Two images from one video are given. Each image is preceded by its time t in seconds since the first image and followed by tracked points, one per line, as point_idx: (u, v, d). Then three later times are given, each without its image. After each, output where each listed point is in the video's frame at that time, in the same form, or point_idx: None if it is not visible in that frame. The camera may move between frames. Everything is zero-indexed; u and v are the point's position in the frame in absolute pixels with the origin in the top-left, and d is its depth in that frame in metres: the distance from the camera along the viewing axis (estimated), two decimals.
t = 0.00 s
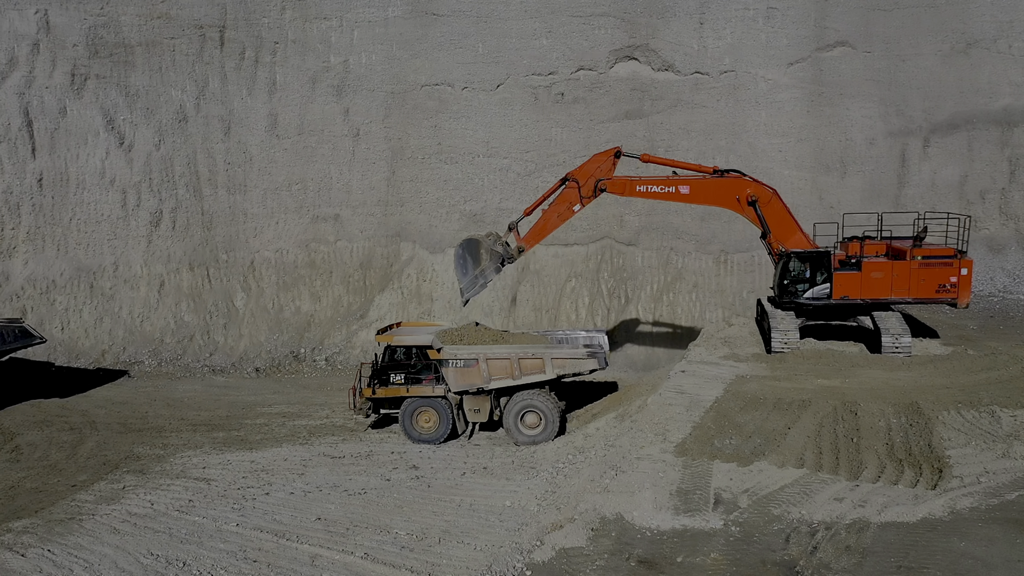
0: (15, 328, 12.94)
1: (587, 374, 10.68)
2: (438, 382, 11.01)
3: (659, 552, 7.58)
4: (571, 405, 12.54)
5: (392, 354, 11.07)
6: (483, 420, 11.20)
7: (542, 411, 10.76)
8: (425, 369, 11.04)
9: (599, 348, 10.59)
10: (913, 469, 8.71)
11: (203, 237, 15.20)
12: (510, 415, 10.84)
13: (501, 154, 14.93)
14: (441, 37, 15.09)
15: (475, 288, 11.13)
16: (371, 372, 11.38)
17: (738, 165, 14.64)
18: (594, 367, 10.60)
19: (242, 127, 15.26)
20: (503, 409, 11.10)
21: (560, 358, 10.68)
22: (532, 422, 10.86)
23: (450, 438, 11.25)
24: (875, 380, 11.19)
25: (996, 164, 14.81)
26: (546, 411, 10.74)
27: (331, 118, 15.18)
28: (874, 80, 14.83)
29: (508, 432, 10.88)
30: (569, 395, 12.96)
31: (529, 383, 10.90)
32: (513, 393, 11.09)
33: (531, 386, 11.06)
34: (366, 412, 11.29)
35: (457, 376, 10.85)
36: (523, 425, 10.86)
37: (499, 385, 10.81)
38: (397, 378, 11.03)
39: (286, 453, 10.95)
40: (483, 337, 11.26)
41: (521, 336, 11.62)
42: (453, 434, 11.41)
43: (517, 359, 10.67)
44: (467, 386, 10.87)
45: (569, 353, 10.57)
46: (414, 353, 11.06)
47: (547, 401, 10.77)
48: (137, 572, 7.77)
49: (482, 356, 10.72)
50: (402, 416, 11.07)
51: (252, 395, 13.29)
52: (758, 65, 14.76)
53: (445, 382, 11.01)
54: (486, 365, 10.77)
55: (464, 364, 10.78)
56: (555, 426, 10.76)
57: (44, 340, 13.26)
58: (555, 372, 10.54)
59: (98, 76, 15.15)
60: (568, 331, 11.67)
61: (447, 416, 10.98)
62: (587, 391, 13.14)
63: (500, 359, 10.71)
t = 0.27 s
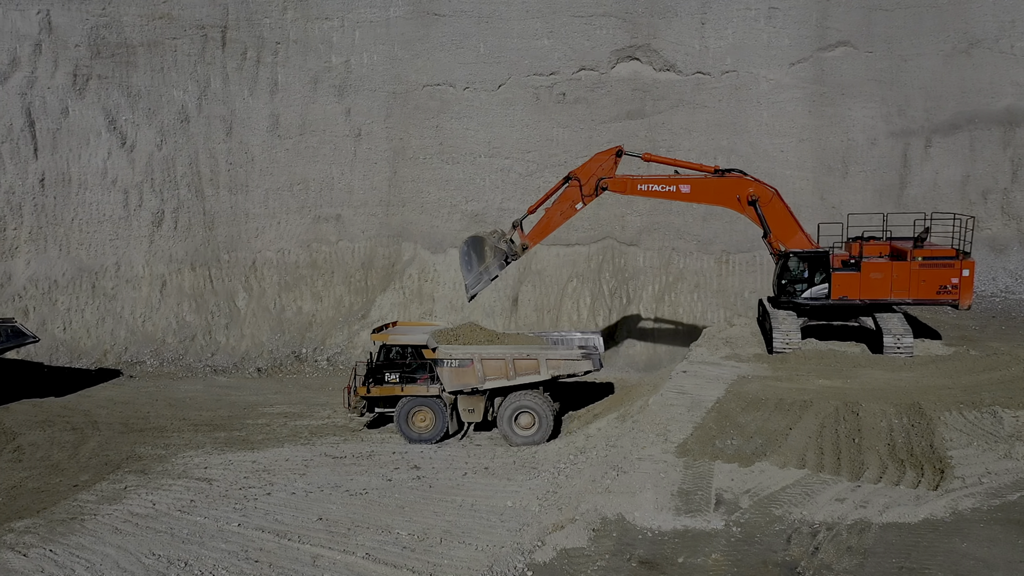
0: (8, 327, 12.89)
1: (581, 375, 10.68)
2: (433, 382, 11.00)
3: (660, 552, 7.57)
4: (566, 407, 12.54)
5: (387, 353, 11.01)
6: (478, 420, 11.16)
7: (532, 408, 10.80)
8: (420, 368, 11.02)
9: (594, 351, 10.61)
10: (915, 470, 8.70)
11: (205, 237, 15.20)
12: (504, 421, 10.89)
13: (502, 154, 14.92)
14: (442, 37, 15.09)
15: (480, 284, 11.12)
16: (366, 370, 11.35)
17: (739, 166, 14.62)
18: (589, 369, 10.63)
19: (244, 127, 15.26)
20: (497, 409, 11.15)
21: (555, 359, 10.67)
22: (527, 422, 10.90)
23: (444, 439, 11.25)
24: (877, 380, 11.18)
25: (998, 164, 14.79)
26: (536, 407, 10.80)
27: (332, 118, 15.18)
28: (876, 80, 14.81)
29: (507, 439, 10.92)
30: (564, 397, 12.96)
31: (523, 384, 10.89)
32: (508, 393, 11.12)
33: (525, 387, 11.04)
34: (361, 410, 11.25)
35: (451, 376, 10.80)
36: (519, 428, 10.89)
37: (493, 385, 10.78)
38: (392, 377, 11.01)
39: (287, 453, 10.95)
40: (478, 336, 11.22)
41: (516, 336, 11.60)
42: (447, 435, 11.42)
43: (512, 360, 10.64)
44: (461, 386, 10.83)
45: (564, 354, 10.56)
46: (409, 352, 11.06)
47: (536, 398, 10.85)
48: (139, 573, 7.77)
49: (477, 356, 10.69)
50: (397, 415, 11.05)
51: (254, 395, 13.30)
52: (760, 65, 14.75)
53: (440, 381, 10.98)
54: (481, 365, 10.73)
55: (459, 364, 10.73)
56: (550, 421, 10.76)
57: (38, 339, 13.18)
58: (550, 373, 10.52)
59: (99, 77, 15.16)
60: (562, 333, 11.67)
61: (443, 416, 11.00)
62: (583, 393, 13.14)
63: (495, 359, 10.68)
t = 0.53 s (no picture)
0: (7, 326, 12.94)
1: (578, 376, 10.65)
2: (431, 381, 11.03)
3: (665, 553, 7.56)
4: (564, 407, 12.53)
5: (385, 353, 11.12)
6: (475, 420, 11.16)
7: (525, 407, 10.79)
8: (418, 368, 11.10)
9: (591, 351, 10.58)
10: (921, 471, 8.67)
11: (211, 237, 15.24)
12: (501, 424, 10.89)
13: (508, 154, 14.92)
14: (448, 37, 15.09)
15: (491, 279, 11.25)
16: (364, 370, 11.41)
17: (745, 165, 14.58)
18: (586, 370, 10.59)
19: (250, 127, 15.30)
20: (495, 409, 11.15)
21: (552, 360, 10.67)
22: (525, 421, 10.90)
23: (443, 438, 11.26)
24: (883, 381, 11.14)
25: (1005, 164, 14.72)
26: (529, 404, 10.79)
27: (338, 118, 15.21)
28: (882, 80, 14.76)
29: (509, 444, 10.93)
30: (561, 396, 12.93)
31: (521, 385, 10.88)
32: (505, 393, 11.12)
33: (522, 387, 11.03)
34: (359, 410, 11.29)
35: (449, 375, 10.81)
36: (518, 430, 10.90)
37: (491, 385, 10.78)
38: (390, 376, 11.07)
39: (293, 453, 10.98)
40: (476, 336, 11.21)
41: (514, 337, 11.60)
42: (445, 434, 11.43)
43: (510, 360, 10.65)
44: (459, 386, 10.83)
45: (561, 355, 10.54)
46: (407, 352, 11.14)
47: (527, 397, 10.86)
48: (145, 572, 7.80)
49: (474, 356, 10.70)
50: (395, 415, 11.06)
51: (260, 395, 13.33)
52: (766, 65, 14.71)
53: (437, 381, 10.99)
54: (478, 365, 10.75)
55: (457, 363, 10.75)
56: (545, 416, 10.75)
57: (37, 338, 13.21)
58: (547, 373, 10.50)
59: (106, 77, 15.21)
60: (560, 334, 11.69)
61: (440, 415, 11.00)
62: (581, 393, 13.13)
63: (492, 359, 10.68)
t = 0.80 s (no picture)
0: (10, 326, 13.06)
1: (578, 376, 10.65)
2: (431, 382, 10.97)
3: (674, 554, 7.54)
4: (564, 407, 12.51)
5: (385, 353, 11.04)
6: (475, 421, 11.14)
7: (521, 407, 10.79)
8: (418, 369, 11.02)
9: (591, 351, 10.57)
10: (933, 473, 8.60)
11: (222, 237, 15.30)
12: (502, 428, 10.87)
13: (517, 154, 14.92)
14: (458, 37, 15.10)
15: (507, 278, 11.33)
16: (364, 370, 11.35)
17: (756, 165, 14.52)
18: (586, 370, 10.59)
19: (261, 127, 15.35)
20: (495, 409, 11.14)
21: (552, 360, 10.65)
22: (524, 421, 10.89)
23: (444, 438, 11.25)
24: (894, 382, 11.07)
25: (1018, 164, 14.61)
26: (524, 402, 10.79)
27: (349, 119, 15.24)
28: (894, 79, 14.67)
29: (515, 446, 10.89)
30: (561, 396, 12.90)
31: (521, 385, 10.87)
32: (505, 393, 11.11)
33: (522, 388, 11.02)
34: (359, 410, 11.26)
35: (449, 376, 10.78)
36: (521, 431, 10.87)
37: (491, 385, 10.76)
38: (389, 377, 11.01)
39: (303, 452, 11.00)
40: (476, 337, 11.19)
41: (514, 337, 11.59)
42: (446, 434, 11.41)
43: (510, 360, 10.63)
44: (459, 386, 10.80)
45: (561, 355, 10.52)
46: (407, 352, 11.05)
47: (521, 396, 10.87)
48: (156, 570, 7.83)
49: (474, 356, 10.68)
50: (395, 416, 11.03)
51: (269, 394, 13.38)
52: (777, 65, 14.65)
53: (437, 382, 10.96)
54: (478, 365, 10.72)
55: (457, 363, 10.72)
56: (543, 410, 10.74)
57: (40, 337, 13.35)
58: (547, 373, 10.47)
59: (119, 78, 15.29)
60: (560, 334, 11.73)
61: (441, 416, 10.97)
62: (582, 394, 13.11)
63: (492, 359, 10.66)
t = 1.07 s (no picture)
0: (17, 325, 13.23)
1: (579, 376, 10.68)
2: (432, 383, 10.98)
3: (685, 555, 7.52)
4: (564, 407, 12.50)
5: (385, 355, 11.06)
6: (477, 421, 11.14)
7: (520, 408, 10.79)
8: (418, 369, 11.04)
9: (591, 351, 10.60)
10: (946, 475, 8.53)
11: (234, 236, 15.37)
12: (506, 430, 10.89)
13: (528, 154, 14.91)
14: (469, 37, 15.10)
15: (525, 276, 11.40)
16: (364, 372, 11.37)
17: (767, 165, 14.45)
18: (587, 369, 10.62)
19: (272, 127, 15.41)
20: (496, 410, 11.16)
21: (552, 360, 10.66)
22: (524, 420, 10.91)
23: (445, 438, 11.25)
24: (907, 383, 11.00)
25: None
26: (522, 404, 10.79)
27: (359, 119, 15.28)
28: (908, 78, 14.57)
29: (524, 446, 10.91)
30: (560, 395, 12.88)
31: (521, 386, 10.88)
32: (506, 394, 11.13)
33: (523, 388, 11.03)
34: (360, 412, 11.27)
35: (450, 376, 10.77)
36: (526, 431, 10.89)
37: (492, 386, 10.76)
38: (390, 378, 11.03)
39: (313, 451, 11.03)
40: (476, 337, 11.23)
41: (514, 338, 11.61)
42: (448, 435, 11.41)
43: (510, 360, 10.63)
44: (460, 386, 10.81)
45: (562, 355, 10.55)
46: (407, 354, 11.03)
47: (520, 396, 10.87)
48: (167, 568, 7.87)
49: (475, 357, 10.68)
50: (397, 417, 11.04)
51: (280, 393, 13.43)
52: (789, 64, 14.57)
53: (438, 383, 10.96)
54: (479, 365, 10.72)
55: (457, 364, 10.73)
56: (540, 406, 10.76)
57: (48, 336, 13.55)
58: (548, 373, 10.48)
59: (132, 79, 15.37)
60: (560, 334, 11.78)
61: (442, 416, 10.97)
62: (582, 395, 13.10)
63: (493, 359, 10.67)
